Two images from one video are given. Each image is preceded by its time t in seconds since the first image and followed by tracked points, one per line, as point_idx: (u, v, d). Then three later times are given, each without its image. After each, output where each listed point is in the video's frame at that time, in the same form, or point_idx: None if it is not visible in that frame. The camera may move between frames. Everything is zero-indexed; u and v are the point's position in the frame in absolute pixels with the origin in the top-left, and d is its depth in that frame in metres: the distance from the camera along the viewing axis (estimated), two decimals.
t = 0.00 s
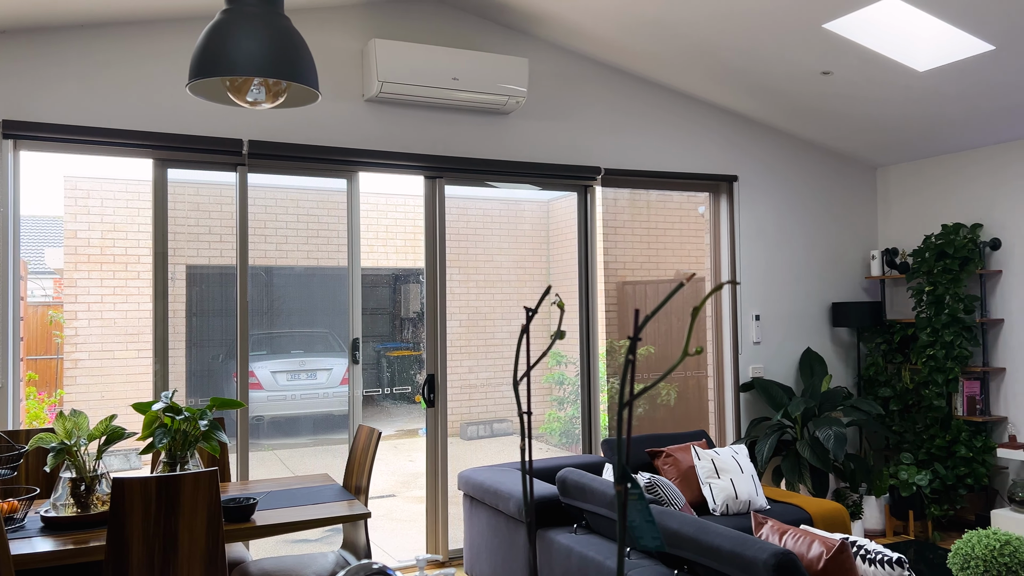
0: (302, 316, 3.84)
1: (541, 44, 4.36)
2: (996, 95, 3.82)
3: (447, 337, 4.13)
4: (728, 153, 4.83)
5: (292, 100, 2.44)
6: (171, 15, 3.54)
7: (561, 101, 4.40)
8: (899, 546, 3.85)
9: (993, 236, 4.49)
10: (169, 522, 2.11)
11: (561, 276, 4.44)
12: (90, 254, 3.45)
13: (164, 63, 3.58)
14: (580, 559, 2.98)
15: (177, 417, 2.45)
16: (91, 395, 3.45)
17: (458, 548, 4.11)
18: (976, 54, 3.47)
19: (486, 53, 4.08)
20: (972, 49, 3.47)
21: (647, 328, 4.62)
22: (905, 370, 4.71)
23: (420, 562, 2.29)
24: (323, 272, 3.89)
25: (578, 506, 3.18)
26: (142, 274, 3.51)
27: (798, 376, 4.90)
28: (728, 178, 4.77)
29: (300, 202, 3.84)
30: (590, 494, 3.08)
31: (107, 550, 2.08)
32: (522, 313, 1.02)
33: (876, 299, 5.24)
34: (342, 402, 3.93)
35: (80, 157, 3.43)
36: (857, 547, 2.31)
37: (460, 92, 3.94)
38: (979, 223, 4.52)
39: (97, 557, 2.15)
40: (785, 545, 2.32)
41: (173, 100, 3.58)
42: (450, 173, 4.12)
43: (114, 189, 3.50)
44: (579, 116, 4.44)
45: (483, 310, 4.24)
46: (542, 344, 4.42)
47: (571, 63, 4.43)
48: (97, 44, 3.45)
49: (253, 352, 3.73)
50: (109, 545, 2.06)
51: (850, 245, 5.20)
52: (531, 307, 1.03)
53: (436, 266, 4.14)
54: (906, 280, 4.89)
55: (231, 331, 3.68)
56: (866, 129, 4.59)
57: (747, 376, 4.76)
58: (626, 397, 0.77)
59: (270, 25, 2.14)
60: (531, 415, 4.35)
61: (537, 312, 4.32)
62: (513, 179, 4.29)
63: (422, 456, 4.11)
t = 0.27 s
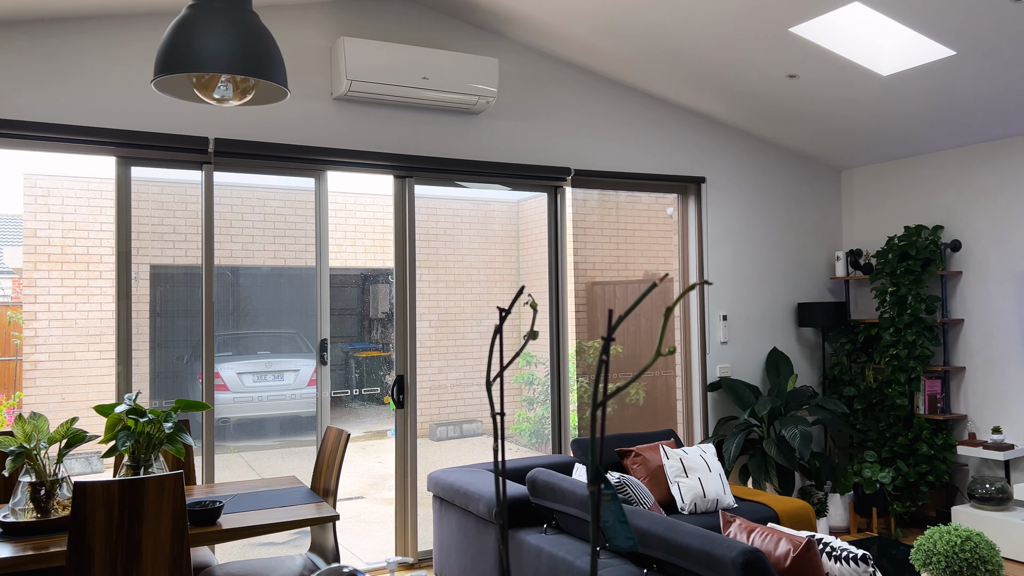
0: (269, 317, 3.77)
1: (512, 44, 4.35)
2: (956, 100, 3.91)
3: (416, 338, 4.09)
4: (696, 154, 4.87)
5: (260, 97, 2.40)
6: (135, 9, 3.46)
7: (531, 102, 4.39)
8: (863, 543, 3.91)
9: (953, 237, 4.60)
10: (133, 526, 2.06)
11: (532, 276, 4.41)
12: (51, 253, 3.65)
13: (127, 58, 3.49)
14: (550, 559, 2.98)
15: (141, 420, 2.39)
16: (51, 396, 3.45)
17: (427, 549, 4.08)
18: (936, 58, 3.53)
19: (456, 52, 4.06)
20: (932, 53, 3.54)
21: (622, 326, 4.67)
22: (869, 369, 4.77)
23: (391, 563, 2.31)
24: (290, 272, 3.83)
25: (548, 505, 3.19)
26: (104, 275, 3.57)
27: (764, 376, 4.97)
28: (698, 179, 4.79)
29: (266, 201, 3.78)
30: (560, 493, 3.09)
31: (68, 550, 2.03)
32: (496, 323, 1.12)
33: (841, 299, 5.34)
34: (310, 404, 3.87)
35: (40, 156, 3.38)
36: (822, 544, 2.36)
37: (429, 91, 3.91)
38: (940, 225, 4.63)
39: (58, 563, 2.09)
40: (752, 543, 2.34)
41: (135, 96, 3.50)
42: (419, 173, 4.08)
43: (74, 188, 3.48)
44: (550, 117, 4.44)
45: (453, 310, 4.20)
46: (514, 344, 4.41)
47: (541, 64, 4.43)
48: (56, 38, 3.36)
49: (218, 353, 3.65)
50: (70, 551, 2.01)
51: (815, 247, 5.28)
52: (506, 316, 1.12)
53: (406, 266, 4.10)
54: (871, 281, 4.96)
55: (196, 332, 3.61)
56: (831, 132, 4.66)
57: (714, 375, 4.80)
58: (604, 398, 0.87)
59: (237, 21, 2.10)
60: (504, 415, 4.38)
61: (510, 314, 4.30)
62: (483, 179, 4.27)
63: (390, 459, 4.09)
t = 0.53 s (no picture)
0: (235, 318, 3.71)
1: (482, 44, 4.33)
2: (917, 104, 4.00)
3: (384, 338, 4.05)
4: (664, 156, 4.90)
5: (226, 94, 2.36)
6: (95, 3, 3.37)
7: (500, 102, 4.38)
8: (827, 540, 3.98)
9: (914, 239, 4.71)
10: (94, 530, 2.01)
11: (501, 276, 4.41)
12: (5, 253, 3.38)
13: (87, 53, 3.40)
14: (519, 560, 2.97)
15: (102, 422, 2.33)
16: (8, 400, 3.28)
17: (395, 551, 4.05)
18: (897, 63, 3.60)
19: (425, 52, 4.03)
20: (893, 59, 3.61)
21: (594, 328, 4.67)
22: (833, 369, 4.87)
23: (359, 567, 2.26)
24: (256, 272, 3.77)
25: (517, 505, 3.19)
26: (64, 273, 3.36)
27: (730, 375, 5.03)
28: (664, 180, 4.84)
29: (231, 200, 3.71)
30: (529, 494, 3.09)
31: (26, 556, 1.97)
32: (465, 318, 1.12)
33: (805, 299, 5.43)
34: (276, 406, 3.81)
35: None
36: (788, 542, 2.39)
37: (398, 90, 3.88)
38: (901, 227, 4.73)
39: (15, 570, 2.02)
40: (719, 541, 2.37)
41: (96, 93, 3.41)
42: (388, 172, 4.05)
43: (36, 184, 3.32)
44: (519, 118, 4.43)
45: (422, 311, 4.17)
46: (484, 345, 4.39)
47: (511, 64, 4.41)
48: (12, 31, 3.26)
49: (182, 355, 3.58)
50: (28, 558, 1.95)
51: (780, 248, 5.36)
52: (475, 311, 1.12)
53: (374, 265, 4.06)
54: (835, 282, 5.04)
55: (159, 333, 3.54)
56: (796, 134, 4.73)
57: (681, 375, 4.85)
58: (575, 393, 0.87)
59: (203, 17, 2.06)
60: (473, 416, 4.37)
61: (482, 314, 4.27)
62: (452, 179, 4.24)
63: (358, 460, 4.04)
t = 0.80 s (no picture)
0: (198, 318, 3.64)
1: (451, 44, 4.31)
2: (878, 108, 4.08)
3: (352, 339, 4.00)
4: (632, 157, 4.93)
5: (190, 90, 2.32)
6: None
7: (470, 102, 4.36)
8: (791, 537, 4.03)
9: (876, 240, 4.81)
10: (52, 536, 1.95)
11: (470, 277, 4.39)
12: None
13: (45, 47, 3.31)
14: (487, 560, 2.96)
15: (61, 424, 2.26)
16: None
17: (362, 553, 4.01)
18: (859, 67, 3.67)
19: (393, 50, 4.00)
20: (855, 63, 3.67)
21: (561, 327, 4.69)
22: (797, 368, 4.92)
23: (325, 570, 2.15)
24: (220, 271, 3.71)
25: (485, 505, 3.20)
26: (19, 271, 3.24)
27: (697, 375, 5.08)
28: (632, 181, 4.87)
29: (195, 198, 3.64)
30: (497, 494, 3.10)
31: None
32: (435, 319, 1.19)
33: (770, 299, 5.51)
34: (240, 408, 3.74)
35: None
36: (754, 539, 2.43)
37: (366, 89, 3.84)
38: (864, 228, 4.83)
39: None
40: (686, 539, 2.39)
41: (54, 87, 3.32)
42: (355, 171, 4.01)
43: None
44: (488, 118, 4.42)
45: (390, 311, 4.13)
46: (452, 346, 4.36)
47: (480, 64, 4.40)
48: None
49: (144, 356, 3.51)
50: None
51: (745, 249, 5.43)
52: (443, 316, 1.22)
53: (341, 265, 4.01)
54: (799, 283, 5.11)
55: (120, 333, 3.46)
56: (762, 137, 4.80)
57: (648, 375, 4.88)
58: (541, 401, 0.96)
59: (165, 12, 2.01)
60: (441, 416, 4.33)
61: (449, 313, 4.26)
62: (420, 179, 4.21)
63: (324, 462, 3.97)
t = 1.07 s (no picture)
0: (161, 318, 3.57)
1: (420, 43, 4.29)
2: (840, 111, 4.17)
3: (318, 340, 3.96)
4: (600, 158, 4.96)
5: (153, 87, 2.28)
6: None
7: (438, 102, 4.34)
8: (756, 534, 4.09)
9: (838, 241, 4.90)
10: (8, 543, 1.89)
11: (439, 277, 4.37)
12: None
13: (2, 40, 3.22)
14: (454, 561, 2.96)
15: (17, 427, 2.19)
16: None
17: (328, 555, 3.96)
18: (823, 71, 3.73)
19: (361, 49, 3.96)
20: (819, 67, 3.74)
21: (531, 327, 4.69)
22: (762, 367, 5.01)
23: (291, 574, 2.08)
24: (184, 271, 3.64)
25: (453, 507, 3.18)
26: None
27: (663, 374, 5.13)
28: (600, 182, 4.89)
29: (158, 196, 3.57)
30: (465, 496, 3.09)
31: None
32: (402, 318, 1.18)
33: (736, 300, 5.58)
34: (204, 409, 3.67)
35: None
36: (718, 536, 2.46)
37: (333, 87, 3.80)
38: (826, 230, 4.92)
39: None
40: (652, 538, 2.41)
41: (10, 82, 3.23)
42: (322, 170, 3.96)
43: None
44: (457, 118, 4.40)
45: (356, 312, 4.09)
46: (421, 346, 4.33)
47: (449, 64, 4.38)
48: None
49: (105, 357, 3.43)
50: None
51: (712, 250, 5.49)
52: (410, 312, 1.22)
53: (307, 265, 3.96)
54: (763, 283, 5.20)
55: (80, 334, 3.38)
56: (728, 139, 4.86)
57: (616, 375, 4.91)
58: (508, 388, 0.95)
59: (127, 6, 1.97)
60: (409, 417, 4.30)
61: (418, 314, 4.24)
62: (388, 178, 4.17)
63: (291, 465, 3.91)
